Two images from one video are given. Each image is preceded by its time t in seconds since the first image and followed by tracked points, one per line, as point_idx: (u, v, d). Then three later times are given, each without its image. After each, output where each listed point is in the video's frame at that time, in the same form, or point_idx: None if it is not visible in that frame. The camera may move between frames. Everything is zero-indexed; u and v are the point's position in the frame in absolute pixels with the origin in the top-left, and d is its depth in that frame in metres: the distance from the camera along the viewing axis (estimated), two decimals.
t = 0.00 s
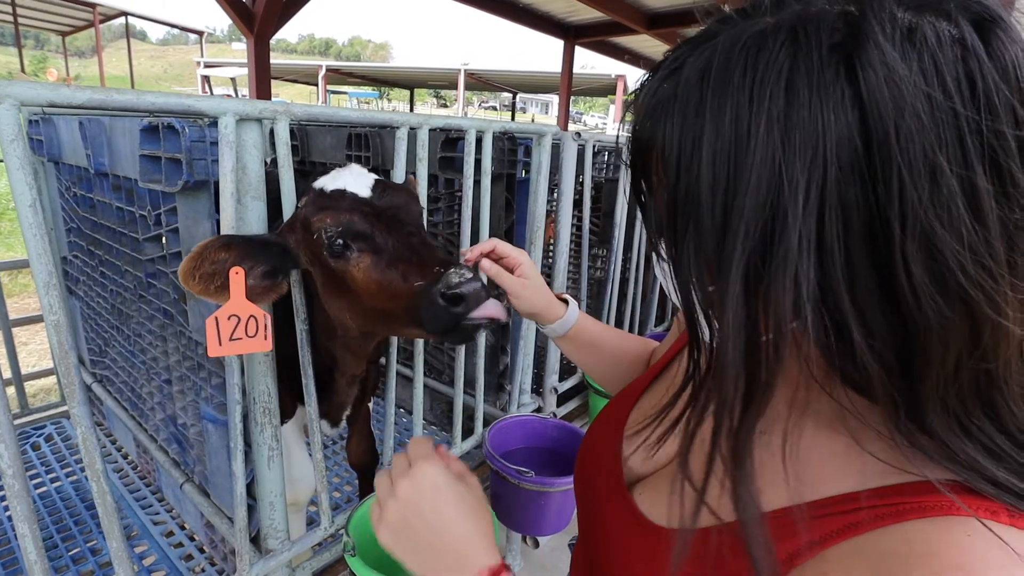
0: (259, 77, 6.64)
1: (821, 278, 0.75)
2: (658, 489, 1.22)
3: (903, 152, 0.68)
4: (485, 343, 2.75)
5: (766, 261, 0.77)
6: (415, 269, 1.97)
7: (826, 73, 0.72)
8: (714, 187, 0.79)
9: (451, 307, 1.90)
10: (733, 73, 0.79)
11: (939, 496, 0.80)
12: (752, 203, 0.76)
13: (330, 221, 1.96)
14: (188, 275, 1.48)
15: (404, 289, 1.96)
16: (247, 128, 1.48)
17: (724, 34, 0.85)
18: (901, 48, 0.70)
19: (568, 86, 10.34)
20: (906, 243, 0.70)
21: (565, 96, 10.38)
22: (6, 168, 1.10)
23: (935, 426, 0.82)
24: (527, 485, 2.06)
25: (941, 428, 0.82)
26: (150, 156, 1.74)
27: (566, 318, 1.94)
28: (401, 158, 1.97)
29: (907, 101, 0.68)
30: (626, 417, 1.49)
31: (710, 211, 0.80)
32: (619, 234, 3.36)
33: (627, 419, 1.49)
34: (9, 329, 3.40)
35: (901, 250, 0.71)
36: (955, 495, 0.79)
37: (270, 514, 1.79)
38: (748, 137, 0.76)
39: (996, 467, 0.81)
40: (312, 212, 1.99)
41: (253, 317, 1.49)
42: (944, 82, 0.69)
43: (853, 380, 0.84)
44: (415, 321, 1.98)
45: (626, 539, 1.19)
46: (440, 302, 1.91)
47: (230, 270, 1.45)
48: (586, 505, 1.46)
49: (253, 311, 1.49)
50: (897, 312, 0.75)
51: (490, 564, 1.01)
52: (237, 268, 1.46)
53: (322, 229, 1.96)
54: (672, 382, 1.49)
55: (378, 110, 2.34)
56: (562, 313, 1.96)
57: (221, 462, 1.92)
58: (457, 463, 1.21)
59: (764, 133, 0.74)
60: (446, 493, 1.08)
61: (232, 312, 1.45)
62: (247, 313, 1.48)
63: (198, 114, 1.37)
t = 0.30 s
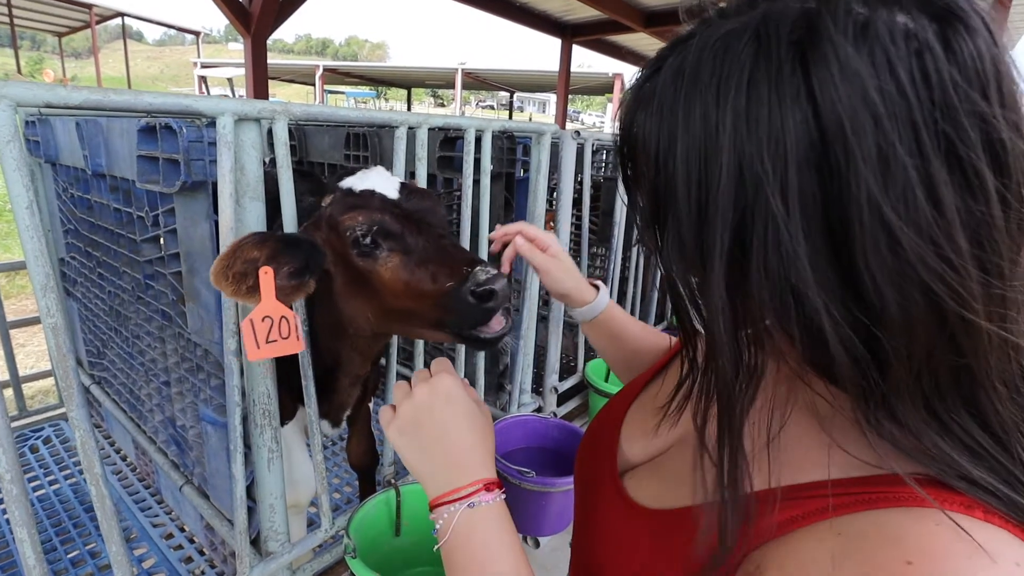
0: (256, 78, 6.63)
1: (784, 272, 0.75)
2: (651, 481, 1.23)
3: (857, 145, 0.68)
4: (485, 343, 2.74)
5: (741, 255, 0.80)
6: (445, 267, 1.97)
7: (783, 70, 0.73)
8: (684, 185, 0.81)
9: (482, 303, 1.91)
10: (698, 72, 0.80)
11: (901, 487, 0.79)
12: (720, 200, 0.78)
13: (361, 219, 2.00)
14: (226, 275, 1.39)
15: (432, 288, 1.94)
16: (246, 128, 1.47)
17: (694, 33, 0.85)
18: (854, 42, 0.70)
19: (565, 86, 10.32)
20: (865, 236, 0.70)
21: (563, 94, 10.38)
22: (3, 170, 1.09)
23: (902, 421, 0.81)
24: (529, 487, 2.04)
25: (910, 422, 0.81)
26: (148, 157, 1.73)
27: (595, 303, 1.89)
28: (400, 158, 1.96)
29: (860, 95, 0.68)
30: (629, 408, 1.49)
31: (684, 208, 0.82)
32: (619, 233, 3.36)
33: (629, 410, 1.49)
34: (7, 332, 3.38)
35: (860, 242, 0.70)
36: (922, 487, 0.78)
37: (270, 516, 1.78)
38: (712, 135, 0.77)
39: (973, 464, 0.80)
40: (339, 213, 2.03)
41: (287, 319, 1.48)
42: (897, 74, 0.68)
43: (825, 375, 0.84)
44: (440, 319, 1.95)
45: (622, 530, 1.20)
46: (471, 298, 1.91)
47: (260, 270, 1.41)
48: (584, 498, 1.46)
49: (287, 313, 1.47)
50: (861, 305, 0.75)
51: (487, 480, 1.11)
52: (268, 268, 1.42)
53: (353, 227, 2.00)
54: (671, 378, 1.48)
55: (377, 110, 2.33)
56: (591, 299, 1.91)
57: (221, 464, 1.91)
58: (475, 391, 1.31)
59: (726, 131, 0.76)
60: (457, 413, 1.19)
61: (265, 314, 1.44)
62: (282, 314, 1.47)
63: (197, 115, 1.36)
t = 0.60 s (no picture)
0: (255, 78, 6.62)
1: (786, 266, 0.75)
2: (659, 474, 1.22)
3: (858, 141, 0.68)
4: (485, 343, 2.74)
5: (744, 251, 0.80)
6: (482, 267, 1.99)
7: (787, 66, 0.73)
8: (689, 181, 0.82)
9: (521, 302, 1.95)
10: (705, 69, 0.80)
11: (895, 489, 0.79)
12: (724, 196, 0.78)
13: (402, 216, 2.03)
14: (260, 261, 1.45)
15: (469, 288, 1.97)
16: (245, 129, 1.46)
17: (703, 30, 0.86)
18: (858, 38, 0.70)
19: (564, 86, 10.31)
20: (865, 233, 0.70)
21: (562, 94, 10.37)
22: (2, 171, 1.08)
23: (908, 423, 0.80)
24: (530, 487, 2.04)
25: (912, 422, 0.79)
26: (147, 158, 1.73)
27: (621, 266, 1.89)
28: (400, 158, 1.95)
29: (863, 91, 0.68)
30: (633, 404, 1.49)
31: (690, 204, 0.83)
32: (620, 233, 3.35)
33: (635, 407, 1.49)
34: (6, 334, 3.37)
35: (860, 239, 0.70)
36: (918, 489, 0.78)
37: (271, 518, 1.77)
38: (718, 131, 0.77)
39: (973, 467, 0.79)
40: (379, 210, 2.06)
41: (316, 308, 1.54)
42: (901, 70, 0.68)
43: (828, 368, 0.83)
44: (473, 317, 1.98)
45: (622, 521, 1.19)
46: (511, 297, 1.95)
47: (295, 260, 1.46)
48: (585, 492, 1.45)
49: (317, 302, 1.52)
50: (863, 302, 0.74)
51: (484, 445, 1.11)
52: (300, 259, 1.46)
53: (393, 223, 2.03)
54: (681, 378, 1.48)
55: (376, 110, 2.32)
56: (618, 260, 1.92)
57: (221, 466, 1.91)
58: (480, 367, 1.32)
59: (731, 127, 0.76)
60: (459, 382, 1.20)
61: (297, 303, 1.48)
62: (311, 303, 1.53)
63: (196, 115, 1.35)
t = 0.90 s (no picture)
0: (254, 78, 6.61)
1: (811, 264, 0.75)
2: (665, 464, 1.22)
3: (899, 140, 0.67)
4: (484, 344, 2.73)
5: (768, 247, 0.80)
6: (508, 262, 2.08)
7: (829, 61, 0.73)
8: (719, 175, 0.81)
9: (546, 296, 2.07)
10: (743, 62, 0.80)
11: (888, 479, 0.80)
12: (754, 191, 0.78)
13: (433, 212, 2.07)
14: (290, 259, 1.63)
15: (496, 283, 2.06)
16: (244, 129, 1.46)
17: (743, 21, 0.85)
18: (905, 35, 0.69)
19: (563, 86, 10.29)
20: (898, 235, 0.69)
21: (561, 95, 10.36)
22: None
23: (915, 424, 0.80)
24: (530, 488, 2.04)
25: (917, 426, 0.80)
26: (145, 158, 1.72)
27: (620, 266, 1.89)
28: (400, 158, 1.94)
29: (909, 88, 0.67)
30: (643, 404, 1.49)
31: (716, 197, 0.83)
32: (620, 233, 3.35)
33: (642, 407, 1.48)
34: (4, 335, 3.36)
35: (893, 240, 0.70)
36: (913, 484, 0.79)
37: (270, 519, 1.77)
38: (751, 125, 0.77)
39: (979, 483, 0.78)
40: (407, 209, 2.09)
41: (340, 305, 1.70)
42: (949, 70, 0.67)
43: (844, 374, 0.83)
44: (501, 313, 2.08)
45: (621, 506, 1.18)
46: (537, 290, 2.06)
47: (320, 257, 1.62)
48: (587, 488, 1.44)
49: (340, 298, 1.69)
50: (887, 302, 0.74)
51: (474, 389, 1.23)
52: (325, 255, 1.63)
53: (423, 220, 2.07)
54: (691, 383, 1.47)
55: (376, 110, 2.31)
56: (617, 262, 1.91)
57: (220, 467, 1.90)
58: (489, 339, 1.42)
59: (767, 121, 0.76)
60: (459, 343, 1.37)
61: (323, 299, 1.65)
62: (336, 301, 1.69)
63: (194, 115, 1.35)
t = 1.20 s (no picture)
0: (252, 79, 6.60)
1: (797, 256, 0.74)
2: (665, 436, 1.20)
3: (895, 135, 0.67)
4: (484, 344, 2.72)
5: (760, 239, 0.79)
6: (531, 241, 2.12)
7: (830, 55, 0.72)
8: (721, 165, 0.81)
9: (573, 266, 2.09)
10: (747, 57, 0.79)
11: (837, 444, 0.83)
12: (750, 182, 0.77)
13: (450, 203, 2.12)
14: (305, 254, 1.68)
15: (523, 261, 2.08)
16: (242, 128, 1.45)
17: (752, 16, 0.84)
18: (906, 30, 0.69)
19: (562, 85, 10.28)
20: (889, 229, 0.68)
21: (560, 94, 10.35)
22: None
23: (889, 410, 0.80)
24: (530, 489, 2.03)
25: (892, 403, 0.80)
26: (143, 157, 1.71)
27: (638, 256, 1.88)
28: (399, 158, 1.94)
29: (907, 83, 0.67)
30: (653, 390, 1.44)
31: (717, 189, 0.82)
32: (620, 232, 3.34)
33: (652, 393, 1.44)
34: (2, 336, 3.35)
35: (883, 234, 0.69)
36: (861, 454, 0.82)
37: (269, 520, 1.76)
38: (753, 117, 0.77)
39: (935, 481, 0.78)
40: (425, 203, 2.15)
41: (355, 299, 1.77)
42: (946, 67, 0.67)
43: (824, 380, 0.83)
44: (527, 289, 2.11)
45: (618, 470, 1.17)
46: (563, 262, 2.08)
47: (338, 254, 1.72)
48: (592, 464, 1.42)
49: (354, 293, 1.77)
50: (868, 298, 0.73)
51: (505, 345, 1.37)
52: (344, 252, 1.73)
53: (441, 211, 2.12)
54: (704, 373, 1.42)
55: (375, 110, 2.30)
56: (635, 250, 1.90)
57: (219, 468, 1.89)
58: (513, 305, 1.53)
59: (768, 113, 0.75)
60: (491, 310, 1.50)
61: (338, 292, 1.74)
62: (350, 295, 1.76)
63: (192, 114, 1.34)
